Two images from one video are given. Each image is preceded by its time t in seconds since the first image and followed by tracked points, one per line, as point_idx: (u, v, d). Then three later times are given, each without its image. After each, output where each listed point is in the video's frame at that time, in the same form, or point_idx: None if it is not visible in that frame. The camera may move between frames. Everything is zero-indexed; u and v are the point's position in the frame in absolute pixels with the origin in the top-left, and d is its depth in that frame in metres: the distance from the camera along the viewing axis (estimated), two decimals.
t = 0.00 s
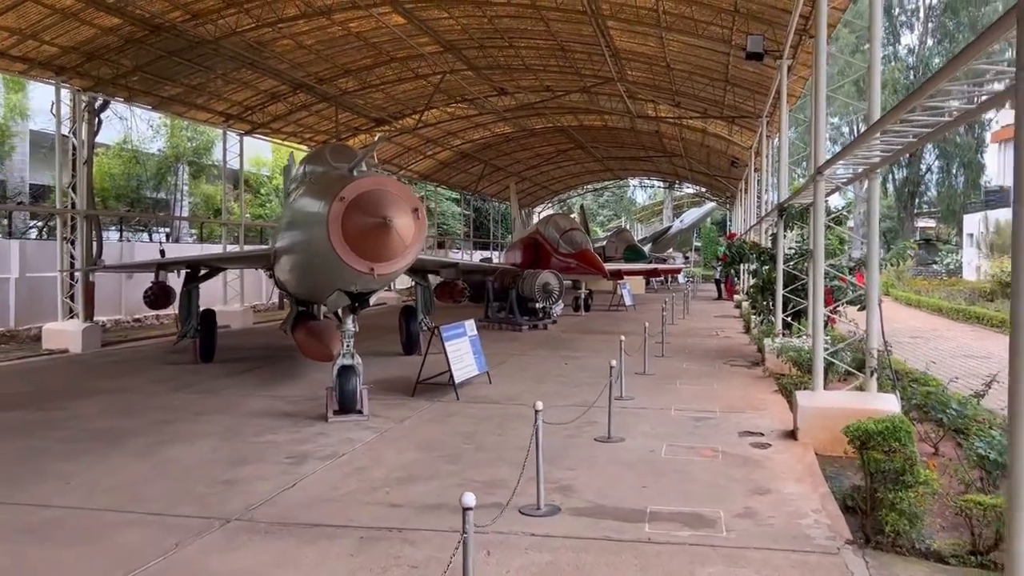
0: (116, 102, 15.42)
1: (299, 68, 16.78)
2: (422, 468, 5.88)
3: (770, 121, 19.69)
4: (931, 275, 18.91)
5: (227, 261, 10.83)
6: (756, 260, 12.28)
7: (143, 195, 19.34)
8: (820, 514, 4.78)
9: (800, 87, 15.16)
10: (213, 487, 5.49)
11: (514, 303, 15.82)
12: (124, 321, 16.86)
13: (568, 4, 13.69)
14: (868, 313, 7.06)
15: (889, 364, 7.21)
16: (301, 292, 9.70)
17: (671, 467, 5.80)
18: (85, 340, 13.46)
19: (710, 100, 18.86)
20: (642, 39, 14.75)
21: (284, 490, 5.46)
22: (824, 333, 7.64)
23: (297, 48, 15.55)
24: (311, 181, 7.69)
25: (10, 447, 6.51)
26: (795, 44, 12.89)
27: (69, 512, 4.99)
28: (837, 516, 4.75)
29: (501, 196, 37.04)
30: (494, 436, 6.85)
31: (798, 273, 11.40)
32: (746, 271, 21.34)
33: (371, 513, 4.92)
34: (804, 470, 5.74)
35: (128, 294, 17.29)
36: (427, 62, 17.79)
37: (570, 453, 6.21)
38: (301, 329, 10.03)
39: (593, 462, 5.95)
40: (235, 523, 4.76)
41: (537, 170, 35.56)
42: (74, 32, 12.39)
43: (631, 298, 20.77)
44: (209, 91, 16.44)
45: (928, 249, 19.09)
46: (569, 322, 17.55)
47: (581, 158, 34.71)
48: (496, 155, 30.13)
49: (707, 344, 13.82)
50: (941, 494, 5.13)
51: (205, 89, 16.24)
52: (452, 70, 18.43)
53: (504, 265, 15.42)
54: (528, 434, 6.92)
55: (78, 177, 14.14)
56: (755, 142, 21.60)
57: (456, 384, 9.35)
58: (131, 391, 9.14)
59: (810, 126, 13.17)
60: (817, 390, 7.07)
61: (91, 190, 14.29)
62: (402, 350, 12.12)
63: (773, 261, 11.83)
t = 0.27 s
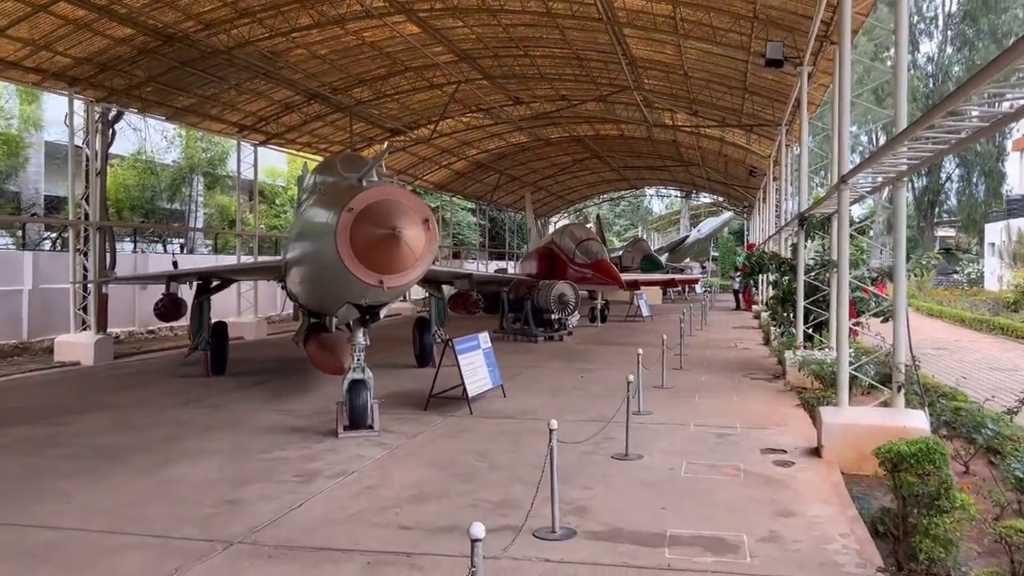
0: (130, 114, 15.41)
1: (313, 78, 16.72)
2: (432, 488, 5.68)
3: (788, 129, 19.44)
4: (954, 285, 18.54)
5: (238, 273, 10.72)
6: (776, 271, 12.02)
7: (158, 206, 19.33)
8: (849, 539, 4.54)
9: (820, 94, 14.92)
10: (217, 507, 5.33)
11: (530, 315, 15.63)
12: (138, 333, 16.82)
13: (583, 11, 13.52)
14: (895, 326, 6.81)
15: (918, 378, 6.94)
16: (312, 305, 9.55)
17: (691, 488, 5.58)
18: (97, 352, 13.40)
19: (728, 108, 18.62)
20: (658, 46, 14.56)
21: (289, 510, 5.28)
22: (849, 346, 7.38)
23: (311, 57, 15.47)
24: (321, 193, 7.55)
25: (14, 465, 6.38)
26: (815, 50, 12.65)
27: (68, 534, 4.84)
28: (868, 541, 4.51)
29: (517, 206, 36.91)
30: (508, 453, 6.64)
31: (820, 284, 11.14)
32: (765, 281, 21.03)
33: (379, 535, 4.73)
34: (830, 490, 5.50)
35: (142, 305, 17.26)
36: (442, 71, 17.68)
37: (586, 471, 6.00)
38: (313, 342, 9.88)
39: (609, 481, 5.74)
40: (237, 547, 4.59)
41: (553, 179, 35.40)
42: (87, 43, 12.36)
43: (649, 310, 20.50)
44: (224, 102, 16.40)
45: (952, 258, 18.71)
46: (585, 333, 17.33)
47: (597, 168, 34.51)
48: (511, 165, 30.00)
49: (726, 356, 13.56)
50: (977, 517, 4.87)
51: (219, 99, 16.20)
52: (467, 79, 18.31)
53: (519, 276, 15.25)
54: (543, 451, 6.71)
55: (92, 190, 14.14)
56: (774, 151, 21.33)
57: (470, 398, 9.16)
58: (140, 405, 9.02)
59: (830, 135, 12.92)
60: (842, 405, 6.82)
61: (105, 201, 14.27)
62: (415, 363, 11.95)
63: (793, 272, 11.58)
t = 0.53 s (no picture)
0: (143, 124, 15.40)
1: (325, 89, 16.67)
2: (438, 507, 5.49)
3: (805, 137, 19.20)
4: (975, 295, 18.19)
5: (246, 284, 10.62)
6: (794, 281, 11.78)
7: (171, 217, 19.32)
8: (873, 565, 4.30)
9: (838, 102, 14.67)
10: (217, 527, 5.16)
11: (543, 326, 15.43)
12: (150, 344, 16.78)
13: (597, 19, 13.36)
14: (919, 339, 6.57)
15: (943, 394, 6.69)
16: (319, 317, 9.42)
17: (707, 508, 5.35)
18: (107, 364, 13.32)
19: (744, 117, 18.40)
20: (673, 54, 14.38)
21: (290, 529, 5.11)
22: (870, 359, 7.13)
23: (323, 67, 15.41)
24: (327, 203, 7.42)
25: (13, 480, 6.25)
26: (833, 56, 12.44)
27: (62, 554, 4.68)
28: (893, 567, 4.27)
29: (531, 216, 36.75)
30: (517, 470, 6.45)
31: (839, 294, 10.88)
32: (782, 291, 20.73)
33: (380, 558, 4.55)
34: (852, 511, 5.26)
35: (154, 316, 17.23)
36: (454, 81, 17.58)
37: (598, 490, 5.79)
38: (321, 354, 9.73)
39: (622, 501, 5.53)
40: (234, 569, 4.41)
41: (567, 189, 35.24)
42: (98, 53, 12.32)
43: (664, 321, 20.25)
44: (236, 112, 16.37)
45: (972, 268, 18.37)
46: (599, 345, 17.11)
47: (612, 177, 34.32)
48: (525, 175, 29.86)
49: (742, 368, 13.30)
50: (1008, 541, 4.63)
51: (232, 110, 16.17)
52: (480, 88, 18.20)
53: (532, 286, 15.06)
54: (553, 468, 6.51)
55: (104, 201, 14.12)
56: (791, 160, 21.07)
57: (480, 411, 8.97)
58: (146, 419, 8.90)
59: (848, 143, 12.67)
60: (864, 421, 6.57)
61: (117, 212, 14.24)
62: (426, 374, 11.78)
63: (812, 282, 11.33)
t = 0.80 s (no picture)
0: (153, 132, 15.40)
1: (335, 96, 16.62)
2: (438, 519, 5.34)
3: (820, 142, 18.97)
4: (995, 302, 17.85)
5: (253, 291, 10.53)
6: (809, 288, 11.55)
7: (183, 225, 19.31)
8: None
9: (853, 105, 14.45)
10: (211, 539, 5.02)
11: (553, 334, 15.25)
12: (161, 352, 16.74)
13: (608, 23, 13.23)
14: (937, 347, 6.35)
15: (962, 403, 6.46)
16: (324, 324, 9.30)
17: (716, 521, 5.17)
18: (116, 372, 13.28)
19: (757, 121, 18.19)
20: (685, 58, 14.21)
21: (285, 542, 4.97)
22: (886, 367, 6.91)
23: (332, 74, 15.35)
24: (328, 208, 7.30)
25: (10, 490, 6.15)
26: (847, 58, 12.24)
27: (51, 567, 4.56)
28: None
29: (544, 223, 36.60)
30: (521, 481, 6.28)
31: (854, 301, 10.64)
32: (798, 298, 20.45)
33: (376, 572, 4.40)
34: (868, 525, 5.06)
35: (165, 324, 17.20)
36: (464, 87, 17.48)
37: (604, 502, 5.61)
38: (326, 362, 9.61)
39: (628, 513, 5.35)
40: None
41: (580, 196, 35.06)
42: (106, 60, 12.29)
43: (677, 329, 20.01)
44: (246, 120, 16.34)
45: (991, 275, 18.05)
46: (611, 352, 16.91)
47: (625, 184, 34.12)
48: (537, 182, 29.74)
49: (756, 376, 13.07)
50: None
51: (242, 117, 16.15)
52: (490, 94, 18.10)
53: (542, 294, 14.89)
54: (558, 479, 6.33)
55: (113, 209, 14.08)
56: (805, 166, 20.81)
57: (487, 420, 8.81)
58: (150, 427, 8.80)
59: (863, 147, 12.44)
60: (880, 432, 6.35)
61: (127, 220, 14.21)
62: (434, 383, 11.64)
63: (827, 288, 11.10)
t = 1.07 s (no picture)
0: (161, 139, 15.37)
1: (343, 102, 16.55)
2: (437, 534, 5.17)
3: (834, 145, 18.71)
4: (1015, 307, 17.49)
5: (258, 299, 10.44)
6: (823, 293, 11.31)
7: (193, 232, 19.30)
8: None
9: (867, 108, 14.22)
10: (203, 554, 4.89)
11: (563, 340, 15.07)
12: (170, 360, 16.70)
13: (618, 25, 13.06)
14: (955, 355, 6.12)
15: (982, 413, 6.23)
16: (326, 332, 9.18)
17: (725, 537, 4.98)
18: (123, 381, 13.21)
19: (770, 124, 17.95)
20: (695, 61, 14.02)
21: (278, 558, 4.82)
22: (901, 375, 6.69)
23: (340, 80, 15.27)
24: (327, 215, 7.17)
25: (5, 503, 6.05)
26: (860, 59, 12.01)
27: None
28: None
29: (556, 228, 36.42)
30: (525, 494, 6.10)
31: (869, 307, 10.40)
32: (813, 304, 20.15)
33: None
34: (884, 541, 4.85)
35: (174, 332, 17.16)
36: (473, 92, 17.37)
37: (609, 516, 5.43)
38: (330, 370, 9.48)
39: (633, 528, 5.16)
40: None
41: (592, 201, 34.86)
42: (112, 67, 12.25)
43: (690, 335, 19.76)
44: (255, 126, 16.29)
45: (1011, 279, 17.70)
46: (623, 359, 16.70)
47: (638, 189, 33.90)
48: (549, 188, 29.59)
49: (770, 384, 12.82)
50: None
51: (251, 124, 16.10)
52: (499, 99, 17.98)
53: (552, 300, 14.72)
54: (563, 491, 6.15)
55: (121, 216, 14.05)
56: (820, 169, 20.53)
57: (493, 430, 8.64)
58: (152, 437, 8.69)
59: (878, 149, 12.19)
60: (895, 442, 6.14)
61: (135, 228, 14.17)
62: (441, 391, 11.48)
63: (841, 294, 10.86)
